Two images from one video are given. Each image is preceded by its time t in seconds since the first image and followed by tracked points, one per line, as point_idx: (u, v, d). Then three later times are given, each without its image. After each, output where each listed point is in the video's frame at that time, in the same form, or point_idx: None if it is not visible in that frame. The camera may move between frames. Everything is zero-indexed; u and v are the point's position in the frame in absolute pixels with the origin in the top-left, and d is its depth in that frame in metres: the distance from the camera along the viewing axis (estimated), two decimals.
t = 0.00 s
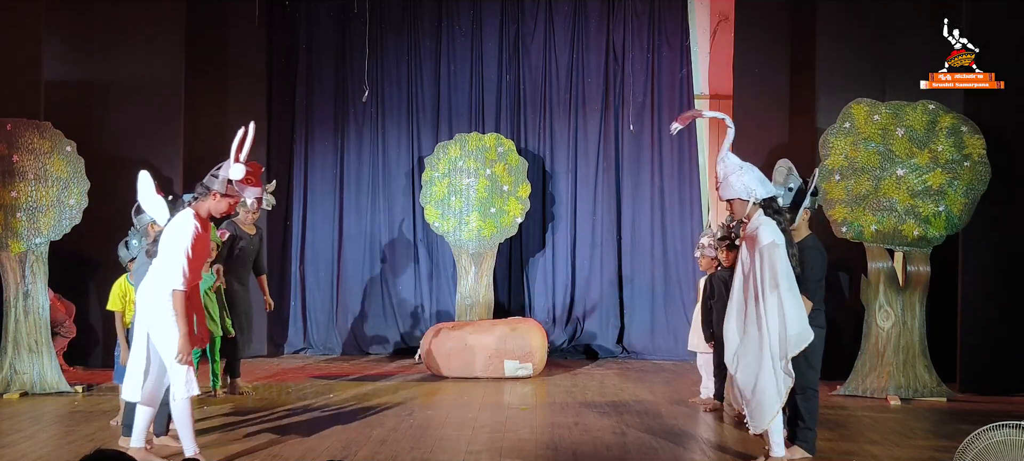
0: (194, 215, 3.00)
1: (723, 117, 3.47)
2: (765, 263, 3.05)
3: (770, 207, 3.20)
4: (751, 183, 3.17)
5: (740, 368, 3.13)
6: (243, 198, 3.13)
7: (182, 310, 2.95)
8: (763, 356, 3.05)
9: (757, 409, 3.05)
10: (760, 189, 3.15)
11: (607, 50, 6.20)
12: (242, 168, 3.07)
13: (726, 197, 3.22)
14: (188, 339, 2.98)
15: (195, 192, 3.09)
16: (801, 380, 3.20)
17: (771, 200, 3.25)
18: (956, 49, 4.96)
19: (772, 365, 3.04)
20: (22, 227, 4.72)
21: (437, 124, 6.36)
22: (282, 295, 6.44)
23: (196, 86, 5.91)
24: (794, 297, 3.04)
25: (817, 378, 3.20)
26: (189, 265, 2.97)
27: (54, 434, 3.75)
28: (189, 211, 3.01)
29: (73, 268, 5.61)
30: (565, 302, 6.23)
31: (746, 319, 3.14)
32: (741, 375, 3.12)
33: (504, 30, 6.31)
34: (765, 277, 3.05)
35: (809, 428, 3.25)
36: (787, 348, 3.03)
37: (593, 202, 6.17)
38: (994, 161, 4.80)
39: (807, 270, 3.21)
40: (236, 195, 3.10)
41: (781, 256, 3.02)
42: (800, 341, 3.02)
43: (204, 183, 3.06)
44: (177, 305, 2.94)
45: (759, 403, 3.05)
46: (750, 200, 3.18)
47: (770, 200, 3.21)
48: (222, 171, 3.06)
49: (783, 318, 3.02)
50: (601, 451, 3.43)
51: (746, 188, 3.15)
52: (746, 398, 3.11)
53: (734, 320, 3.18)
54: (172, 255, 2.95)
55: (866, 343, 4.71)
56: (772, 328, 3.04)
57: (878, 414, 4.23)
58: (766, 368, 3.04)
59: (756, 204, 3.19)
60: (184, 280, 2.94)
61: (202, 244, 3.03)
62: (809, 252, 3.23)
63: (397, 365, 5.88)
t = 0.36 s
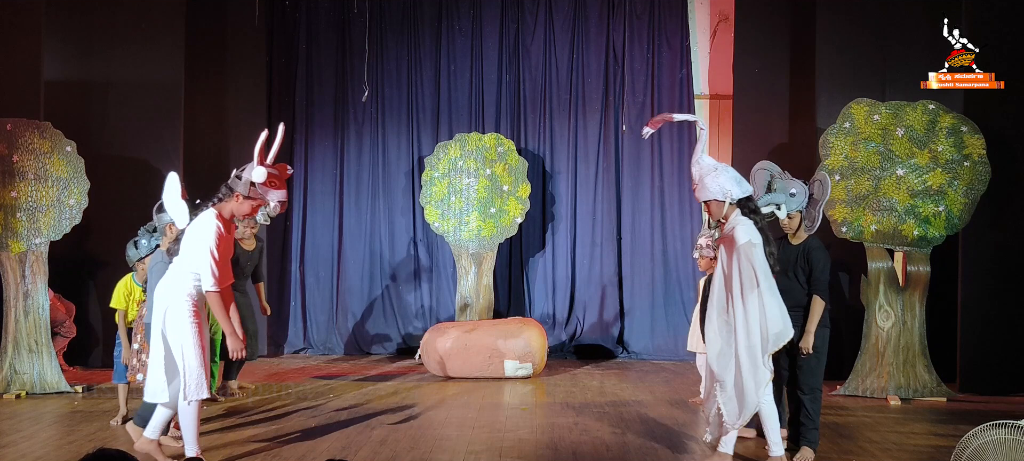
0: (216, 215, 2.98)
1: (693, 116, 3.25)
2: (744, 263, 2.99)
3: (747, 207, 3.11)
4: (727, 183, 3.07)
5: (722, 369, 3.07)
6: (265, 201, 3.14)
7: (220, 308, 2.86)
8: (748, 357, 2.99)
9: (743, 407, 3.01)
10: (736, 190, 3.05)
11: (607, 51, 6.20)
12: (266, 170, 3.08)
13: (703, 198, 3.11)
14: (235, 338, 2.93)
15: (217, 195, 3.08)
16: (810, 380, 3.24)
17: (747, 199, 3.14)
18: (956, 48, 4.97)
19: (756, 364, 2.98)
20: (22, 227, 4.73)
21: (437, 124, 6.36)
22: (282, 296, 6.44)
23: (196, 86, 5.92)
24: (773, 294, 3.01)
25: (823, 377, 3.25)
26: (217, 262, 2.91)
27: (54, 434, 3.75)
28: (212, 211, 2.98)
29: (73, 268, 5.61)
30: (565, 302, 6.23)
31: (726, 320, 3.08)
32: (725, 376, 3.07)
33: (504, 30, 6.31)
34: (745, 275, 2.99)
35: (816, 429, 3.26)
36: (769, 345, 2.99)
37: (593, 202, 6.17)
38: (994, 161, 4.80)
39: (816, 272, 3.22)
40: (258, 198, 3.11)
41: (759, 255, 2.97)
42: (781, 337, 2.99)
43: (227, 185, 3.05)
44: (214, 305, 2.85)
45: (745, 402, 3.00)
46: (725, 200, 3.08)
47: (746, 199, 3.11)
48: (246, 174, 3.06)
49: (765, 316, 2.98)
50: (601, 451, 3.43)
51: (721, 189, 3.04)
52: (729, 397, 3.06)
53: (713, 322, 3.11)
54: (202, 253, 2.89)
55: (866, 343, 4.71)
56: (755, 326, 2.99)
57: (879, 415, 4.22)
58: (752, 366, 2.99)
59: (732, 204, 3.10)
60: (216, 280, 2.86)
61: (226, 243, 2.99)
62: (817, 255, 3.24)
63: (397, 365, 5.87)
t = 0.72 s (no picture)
0: (231, 215, 2.96)
1: (667, 115, 3.19)
2: (712, 261, 3.00)
3: (717, 207, 3.14)
4: (697, 182, 3.10)
5: (693, 367, 3.07)
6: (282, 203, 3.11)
7: (225, 310, 2.86)
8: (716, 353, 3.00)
9: (711, 405, 3.00)
10: (706, 189, 3.08)
11: (607, 51, 6.19)
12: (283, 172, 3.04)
13: (674, 197, 3.15)
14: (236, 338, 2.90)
15: (232, 194, 3.06)
16: (811, 381, 3.23)
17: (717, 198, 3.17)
18: (956, 49, 4.97)
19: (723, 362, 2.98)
20: (22, 227, 4.73)
21: (437, 125, 6.35)
22: (282, 296, 6.44)
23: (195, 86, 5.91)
24: (742, 292, 3.00)
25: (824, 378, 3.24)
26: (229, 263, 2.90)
27: (54, 434, 3.75)
28: (227, 211, 2.97)
29: (73, 267, 5.62)
30: (565, 302, 6.23)
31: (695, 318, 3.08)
32: (695, 375, 3.06)
33: (504, 30, 6.31)
34: (712, 273, 3.01)
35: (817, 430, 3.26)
36: (735, 344, 2.98)
37: (593, 201, 6.17)
38: (994, 161, 4.80)
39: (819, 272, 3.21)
40: (274, 200, 3.08)
41: (729, 252, 2.99)
42: (749, 336, 2.98)
43: (243, 185, 3.04)
44: (222, 306, 2.86)
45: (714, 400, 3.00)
46: (695, 199, 3.11)
47: (717, 198, 3.14)
48: (263, 175, 3.03)
49: (732, 314, 2.97)
50: (601, 451, 3.43)
51: (692, 188, 3.09)
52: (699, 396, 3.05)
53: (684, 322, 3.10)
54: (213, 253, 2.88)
55: (866, 343, 4.71)
56: (722, 324, 2.99)
57: (879, 415, 4.22)
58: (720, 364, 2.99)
59: (703, 204, 3.13)
60: (225, 280, 2.85)
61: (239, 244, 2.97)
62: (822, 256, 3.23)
63: (398, 365, 5.87)
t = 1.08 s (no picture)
0: (253, 217, 2.94)
1: (641, 116, 3.29)
2: (684, 261, 3.03)
3: (689, 207, 3.17)
4: (670, 182, 3.13)
5: (661, 365, 3.15)
6: (305, 205, 3.08)
7: (238, 313, 2.85)
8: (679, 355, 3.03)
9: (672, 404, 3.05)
10: (678, 189, 3.11)
11: (607, 50, 6.19)
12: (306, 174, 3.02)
13: (646, 196, 3.17)
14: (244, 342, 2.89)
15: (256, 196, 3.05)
16: (807, 383, 3.23)
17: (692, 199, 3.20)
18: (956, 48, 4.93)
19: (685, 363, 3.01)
20: (22, 227, 4.73)
21: (437, 125, 6.35)
22: (282, 296, 6.44)
23: (196, 86, 5.91)
24: (710, 293, 3.02)
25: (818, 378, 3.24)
26: (248, 265, 2.88)
27: (54, 434, 3.75)
28: (250, 213, 2.95)
29: (74, 267, 5.62)
30: (565, 302, 6.22)
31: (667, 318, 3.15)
32: (664, 373, 3.15)
33: (504, 30, 6.30)
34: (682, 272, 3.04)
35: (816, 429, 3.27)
36: (696, 346, 2.99)
37: (593, 201, 6.18)
38: (995, 161, 4.79)
39: (811, 273, 3.18)
40: (297, 201, 3.05)
41: (702, 253, 3.01)
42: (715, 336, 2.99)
43: (267, 187, 3.02)
44: (234, 308, 2.85)
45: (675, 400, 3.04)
46: (668, 199, 3.14)
47: (690, 199, 3.17)
48: (287, 177, 3.01)
49: (696, 315, 3.00)
50: (601, 451, 3.44)
51: (664, 189, 3.11)
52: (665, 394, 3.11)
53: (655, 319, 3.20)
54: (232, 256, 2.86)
55: (866, 343, 4.70)
56: (686, 324, 3.02)
57: (879, 415, 4.22)
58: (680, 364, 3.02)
59: (676, 204, 3.17)
60: (240, 280, 2.84)
61: (260, 248, 2.94)
62: (813, 257, 3.20)
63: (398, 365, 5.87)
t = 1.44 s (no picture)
0: (288, 216, 2.98)
1: (618, 113, 3.31)
2: (651, 262, 3.02)
3: (660, 208, 3.17)
4: (642, 182, 3.13)
5: (627, 365, 3.14)
6: (338, 209, 3.11)
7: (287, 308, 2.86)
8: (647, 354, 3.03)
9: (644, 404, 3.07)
10: (648, 190, 3.10)
11: (607, 50, 6.20)
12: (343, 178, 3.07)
13: (618, 195, 3.17)
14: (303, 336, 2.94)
15: (292, 195, 3.10)
16: (777, 382, 3.25)
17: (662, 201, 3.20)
18: (956, 48, 4.90)
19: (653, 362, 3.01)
20: (22, 227, 4.72)
21: (437, 125, 6.35)
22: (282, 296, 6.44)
23: (196, 86, 5.91)
24: (675, 293, 3.02)
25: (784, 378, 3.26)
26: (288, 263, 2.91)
27: (53, 434, 3.75)
28: (284, 212, 2.99)
29: (74, 267, 5.63)
30: (564, 302, 6.22)
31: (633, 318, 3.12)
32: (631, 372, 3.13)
33: (504, 30, 6.30)
34: (649, 273, 3.03)
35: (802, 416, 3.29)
36: (661, 344, 3.00)
37: (593, 201, 6.18)
38: (995, 161, 4.80)
39: (767, 271, 3.21)
40: (332, 204, 3.09)
41: (669, 253, 3.00)
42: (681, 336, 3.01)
43: (303, 187, 3.07)
44: (283, 303, 2.85)
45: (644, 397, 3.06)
46: (639, 199, 3.13)
47: (661, 200, 3.17)
48: (324, 179, 3.06)
49: (662, 316, 3.00)
50: (601, 451, 3.44)
51: (635, 188, 3.10)
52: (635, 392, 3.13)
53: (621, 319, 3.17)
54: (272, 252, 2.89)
55: (866, 343, 4.71)
56: (652, 324, 3.01)
57: (878, 414, 4.22)
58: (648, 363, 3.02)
59: (646, 204, 3.14)
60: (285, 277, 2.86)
61: (296, 246, 2.97)
62: (772, 258, 3.22)
63: (398, 365, 5.87)
